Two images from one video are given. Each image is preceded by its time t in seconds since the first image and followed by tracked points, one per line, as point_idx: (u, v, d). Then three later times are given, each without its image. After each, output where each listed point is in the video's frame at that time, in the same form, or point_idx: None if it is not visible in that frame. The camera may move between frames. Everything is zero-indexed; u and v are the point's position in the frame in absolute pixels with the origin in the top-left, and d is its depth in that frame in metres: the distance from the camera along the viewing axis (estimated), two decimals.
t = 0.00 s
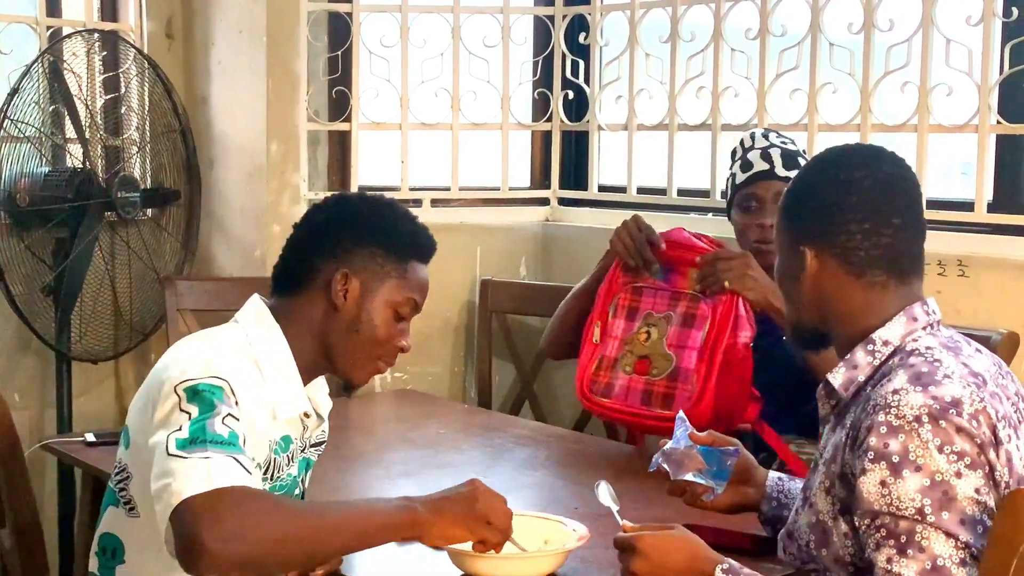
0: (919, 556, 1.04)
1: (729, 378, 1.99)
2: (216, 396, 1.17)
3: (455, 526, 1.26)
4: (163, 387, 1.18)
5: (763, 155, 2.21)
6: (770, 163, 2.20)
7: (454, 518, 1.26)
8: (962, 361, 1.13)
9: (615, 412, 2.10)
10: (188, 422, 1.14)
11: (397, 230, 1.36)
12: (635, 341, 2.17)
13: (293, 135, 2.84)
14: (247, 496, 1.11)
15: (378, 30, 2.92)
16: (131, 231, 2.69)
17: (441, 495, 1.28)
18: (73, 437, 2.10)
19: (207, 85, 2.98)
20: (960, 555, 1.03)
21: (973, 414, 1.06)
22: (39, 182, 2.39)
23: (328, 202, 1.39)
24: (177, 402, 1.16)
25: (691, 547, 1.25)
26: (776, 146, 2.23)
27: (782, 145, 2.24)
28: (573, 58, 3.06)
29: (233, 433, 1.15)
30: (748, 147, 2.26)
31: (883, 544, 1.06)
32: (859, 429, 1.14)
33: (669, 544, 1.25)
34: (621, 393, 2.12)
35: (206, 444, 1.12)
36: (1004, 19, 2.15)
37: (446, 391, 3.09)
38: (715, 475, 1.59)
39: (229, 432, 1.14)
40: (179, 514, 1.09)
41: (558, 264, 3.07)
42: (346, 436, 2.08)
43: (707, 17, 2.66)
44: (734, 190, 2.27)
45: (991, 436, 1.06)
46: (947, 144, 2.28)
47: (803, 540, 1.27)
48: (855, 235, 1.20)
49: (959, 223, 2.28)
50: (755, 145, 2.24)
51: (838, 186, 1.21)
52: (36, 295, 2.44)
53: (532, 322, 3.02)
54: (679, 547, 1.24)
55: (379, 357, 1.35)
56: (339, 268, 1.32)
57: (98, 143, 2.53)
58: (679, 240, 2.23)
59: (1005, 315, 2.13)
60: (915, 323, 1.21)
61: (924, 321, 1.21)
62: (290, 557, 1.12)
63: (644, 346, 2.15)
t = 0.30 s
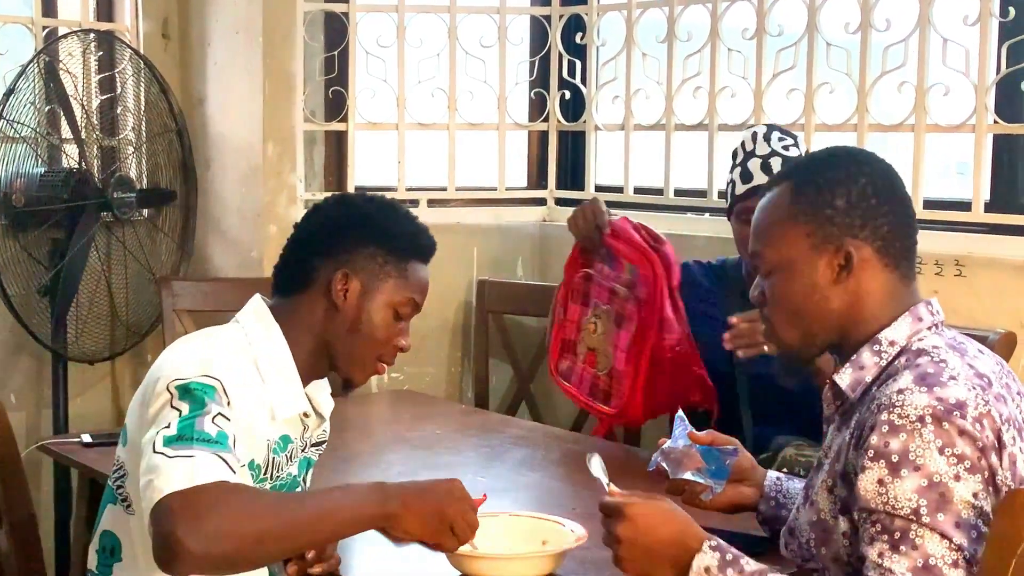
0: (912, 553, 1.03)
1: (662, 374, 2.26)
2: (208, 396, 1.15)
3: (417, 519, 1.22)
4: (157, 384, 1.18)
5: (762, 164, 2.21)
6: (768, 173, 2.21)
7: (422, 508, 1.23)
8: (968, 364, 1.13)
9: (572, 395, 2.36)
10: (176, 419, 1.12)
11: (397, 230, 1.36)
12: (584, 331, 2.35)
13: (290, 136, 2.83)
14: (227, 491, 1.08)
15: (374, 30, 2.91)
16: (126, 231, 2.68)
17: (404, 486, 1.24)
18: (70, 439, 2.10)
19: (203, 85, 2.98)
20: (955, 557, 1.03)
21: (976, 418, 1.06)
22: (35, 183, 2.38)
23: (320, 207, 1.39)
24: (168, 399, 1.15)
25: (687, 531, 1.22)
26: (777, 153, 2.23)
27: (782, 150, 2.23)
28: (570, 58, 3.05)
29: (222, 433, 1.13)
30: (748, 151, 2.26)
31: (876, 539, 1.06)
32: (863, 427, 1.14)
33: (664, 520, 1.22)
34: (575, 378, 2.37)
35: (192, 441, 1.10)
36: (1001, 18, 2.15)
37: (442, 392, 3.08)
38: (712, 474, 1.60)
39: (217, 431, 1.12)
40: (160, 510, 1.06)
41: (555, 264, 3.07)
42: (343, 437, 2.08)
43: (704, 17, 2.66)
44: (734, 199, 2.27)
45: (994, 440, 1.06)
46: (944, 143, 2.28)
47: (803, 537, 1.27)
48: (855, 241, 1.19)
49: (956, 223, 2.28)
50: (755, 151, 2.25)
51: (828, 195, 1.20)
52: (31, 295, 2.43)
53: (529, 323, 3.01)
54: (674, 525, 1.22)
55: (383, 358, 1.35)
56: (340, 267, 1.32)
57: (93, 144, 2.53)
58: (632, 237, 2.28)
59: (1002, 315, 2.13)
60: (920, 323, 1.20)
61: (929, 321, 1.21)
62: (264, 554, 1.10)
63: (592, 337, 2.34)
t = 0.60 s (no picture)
0: (929, 515, 1.04)
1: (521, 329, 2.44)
2: (199, 412, 1.14)
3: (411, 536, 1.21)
4: (144, 402, 1.15)
5: (731, 155, 2.20)
6: (737, 164, 2.19)
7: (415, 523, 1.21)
8: (969, 355, 1.18)
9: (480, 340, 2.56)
10: (167, 439, 1.12)
11: (361, 209, 1.39)
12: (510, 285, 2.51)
13: (288, 135, 2.82)
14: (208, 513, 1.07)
15: (372, 29, 2.91)
16: (124, 230, 2.68)
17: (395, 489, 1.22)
18: (68, 437, 2.10)
19: (201, 84, 2.98)
20: (965, 527, 1.05)
21: (981, 403, 1.10)
22: (33, 181, 2.39)
23: (273, 201, 1.40)
24: (156, 419, 1.14)
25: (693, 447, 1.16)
26: (747, 144, 2.22)
27: (752, 142, 2.22)
28: (568, 57, 3.05)
29: (215, 450, 1.13)
30: (719, 145, 2.25)
31: (884, 498, 1.07)
32: (870, 406, 1.16)
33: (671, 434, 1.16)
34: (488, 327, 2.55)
35: (187, 461, 1.10)
36: (999, 17, 2.15)
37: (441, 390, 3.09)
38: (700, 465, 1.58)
39: (211, 448, 1.12)
40: (158, 537, 1.06)
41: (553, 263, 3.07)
42: (342, 435, 2.08)
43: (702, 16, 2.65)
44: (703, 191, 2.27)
45: (995, 426, 1.11)
46: (943, 142, 2.28)
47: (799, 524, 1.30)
48: (841, 244, 1.21)
49: (954, 221, 2.28)
50: (726, 143, 2.23)
51: (810, 199, 1.22)
52: (30, 294, 2.43)
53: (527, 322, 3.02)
54: (680, 442, 1.15)
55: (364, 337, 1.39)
56: (309, 254, 1.34)
57: (92, 142, 2.53)
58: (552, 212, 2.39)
59: (1001, 314, 2.14)
60: (919, 316, 1.25)
61: (926, 315, 1.26)
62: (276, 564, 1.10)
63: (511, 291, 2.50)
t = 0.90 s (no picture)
0: (900, 511, 1.04)
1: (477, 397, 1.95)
2: (195, 422, 1.14)
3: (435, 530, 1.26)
4: (136, 413, 1.15)
5: (715, 156, 2.18)
6: (720, 165, 2.17)
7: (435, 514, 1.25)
8: (946, 351, 1.18)
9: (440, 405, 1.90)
10: (167, 452, 1.12)
11: (324, 182, 1.38)
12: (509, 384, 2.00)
13: (289, 131, 2.82)
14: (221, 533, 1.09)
15: (374, 26, 2.91)
16: (125, 226, 2.68)
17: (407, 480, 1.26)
18: (68, 434, 2.09)
19: (201, 81, 2.97)
20: (940, 521, 1.04)
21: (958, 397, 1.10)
22: (34, 178, 2.37)
23: (232, 193, 1.39)
24: (151, 433, 1.13)
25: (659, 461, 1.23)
26: (732, 143, 2.19)
27: (738, 141, 2.20)
28: (570, 55, 3.05)
29: (215, 459, 1.13)
30: (705, 143, 2.23)
31: (860, 497, 1.07)
32: (849, 406, 1.16)
33: (632, 461, 1.22)
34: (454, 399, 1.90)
35: (189, 474, 1.10)
36: (1002, 15, 2.15)
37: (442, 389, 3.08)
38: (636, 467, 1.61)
39: (210, 458, 1.12)
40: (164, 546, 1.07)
41: (554, 261, 3.07)
42: (342, 433, 2.08)
43: (704, 13, 2.65)
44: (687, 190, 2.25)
45: (975, 421, 1.10)
46: (945, 140, 2.28)
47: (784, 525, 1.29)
48: (808, 243, 1.23)
49: (956, 219, 2.28)
50: (711, 142, 2.21)
51: (778, 199, 1.24)
52: (31, 292, 2.42)
53: (529, 319, 3.01)
54: (644, 469, 1.21)
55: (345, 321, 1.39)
56: (279, 244, 1.33)
57: (93, 139, 2.52)
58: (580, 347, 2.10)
59: (1003, 312, 2.13)
60: (889, 311, 1.26)
61: (897, 311, 1.27)
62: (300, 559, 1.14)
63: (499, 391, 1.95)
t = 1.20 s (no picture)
0: (842, 474, 1.07)
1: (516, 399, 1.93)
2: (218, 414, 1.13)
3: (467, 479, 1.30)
4: (157, 413, 1.15)
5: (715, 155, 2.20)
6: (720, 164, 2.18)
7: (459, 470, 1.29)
8: (884, 327, 1.22)
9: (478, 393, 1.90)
10: (191, 445, 1.12)
11: (321, 181, 1.36)
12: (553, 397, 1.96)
13: (291, 129, 2.82)
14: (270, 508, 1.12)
15: (377, 22, 2.90)
16: (128, 223, 2.68)
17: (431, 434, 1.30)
18: (70, 430, 2.09)
19: (204, 78, 2.97)
20: (883, 479, 1.07)
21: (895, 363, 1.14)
22: (36, 174, 2.37)
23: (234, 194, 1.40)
24: (174, 428, 1.13)
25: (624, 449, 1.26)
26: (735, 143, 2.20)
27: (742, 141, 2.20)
28: (573, 52, 3.05)
29: (239, 449, 1.13)
30: (708, 141, 2.24)
31: (807, 467, 1.10)
32: (792, 388, 1.20)
33: (595, 445, 1.27)
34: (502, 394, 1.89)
35: (216, 462, 1.11)
36: (1006, 13, 2.15)
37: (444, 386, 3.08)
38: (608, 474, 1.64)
39: (234, 447, 1.13)
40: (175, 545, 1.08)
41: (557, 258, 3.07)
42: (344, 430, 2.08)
43: (707, 11, 2.64)
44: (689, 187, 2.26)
45: (915, 384, 1.14)
46: (947, 138, 2.28)
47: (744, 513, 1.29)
48: (751, 242, 1.26)
49: (959, 218, 2.28)
50: (714, 141, 2.22)
51: (719, 200, 1.27)
52: (34, 288, 2.43)
53: (531, 316, 3.01)
54: (610, 453, 1.25)
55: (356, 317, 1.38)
56: (278, 244, 1.34)
57: (96, 136, 2.52)
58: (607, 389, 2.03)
59: (1006, 310, 2.13)
60: (827, 300, 1.28)
61: (835, 298, 1.29)
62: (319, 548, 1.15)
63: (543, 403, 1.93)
